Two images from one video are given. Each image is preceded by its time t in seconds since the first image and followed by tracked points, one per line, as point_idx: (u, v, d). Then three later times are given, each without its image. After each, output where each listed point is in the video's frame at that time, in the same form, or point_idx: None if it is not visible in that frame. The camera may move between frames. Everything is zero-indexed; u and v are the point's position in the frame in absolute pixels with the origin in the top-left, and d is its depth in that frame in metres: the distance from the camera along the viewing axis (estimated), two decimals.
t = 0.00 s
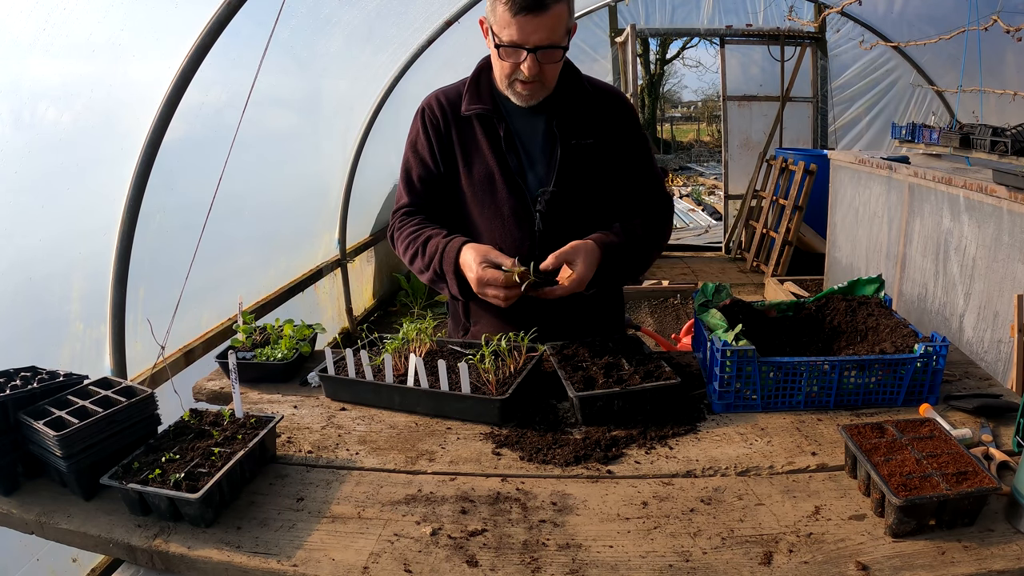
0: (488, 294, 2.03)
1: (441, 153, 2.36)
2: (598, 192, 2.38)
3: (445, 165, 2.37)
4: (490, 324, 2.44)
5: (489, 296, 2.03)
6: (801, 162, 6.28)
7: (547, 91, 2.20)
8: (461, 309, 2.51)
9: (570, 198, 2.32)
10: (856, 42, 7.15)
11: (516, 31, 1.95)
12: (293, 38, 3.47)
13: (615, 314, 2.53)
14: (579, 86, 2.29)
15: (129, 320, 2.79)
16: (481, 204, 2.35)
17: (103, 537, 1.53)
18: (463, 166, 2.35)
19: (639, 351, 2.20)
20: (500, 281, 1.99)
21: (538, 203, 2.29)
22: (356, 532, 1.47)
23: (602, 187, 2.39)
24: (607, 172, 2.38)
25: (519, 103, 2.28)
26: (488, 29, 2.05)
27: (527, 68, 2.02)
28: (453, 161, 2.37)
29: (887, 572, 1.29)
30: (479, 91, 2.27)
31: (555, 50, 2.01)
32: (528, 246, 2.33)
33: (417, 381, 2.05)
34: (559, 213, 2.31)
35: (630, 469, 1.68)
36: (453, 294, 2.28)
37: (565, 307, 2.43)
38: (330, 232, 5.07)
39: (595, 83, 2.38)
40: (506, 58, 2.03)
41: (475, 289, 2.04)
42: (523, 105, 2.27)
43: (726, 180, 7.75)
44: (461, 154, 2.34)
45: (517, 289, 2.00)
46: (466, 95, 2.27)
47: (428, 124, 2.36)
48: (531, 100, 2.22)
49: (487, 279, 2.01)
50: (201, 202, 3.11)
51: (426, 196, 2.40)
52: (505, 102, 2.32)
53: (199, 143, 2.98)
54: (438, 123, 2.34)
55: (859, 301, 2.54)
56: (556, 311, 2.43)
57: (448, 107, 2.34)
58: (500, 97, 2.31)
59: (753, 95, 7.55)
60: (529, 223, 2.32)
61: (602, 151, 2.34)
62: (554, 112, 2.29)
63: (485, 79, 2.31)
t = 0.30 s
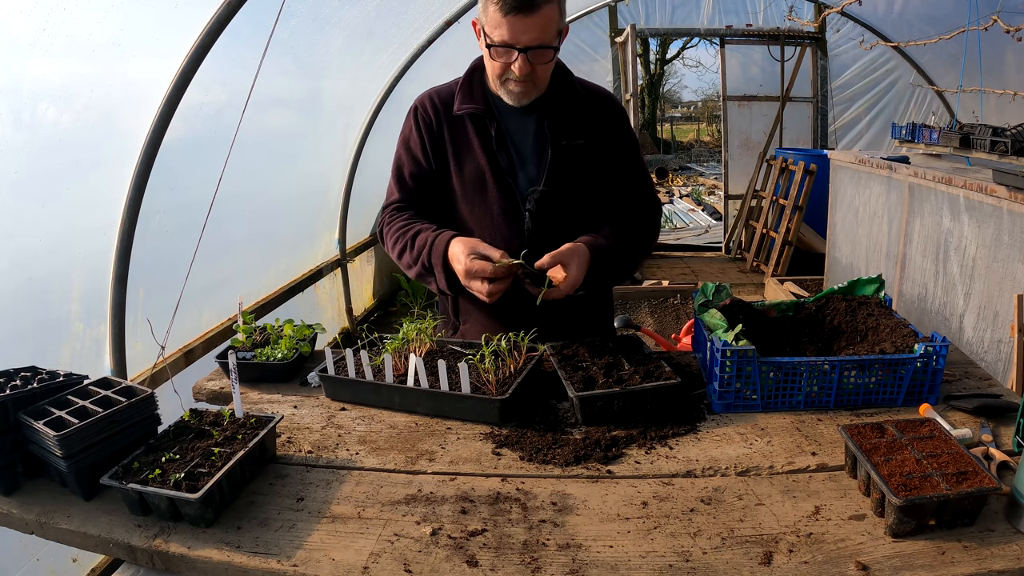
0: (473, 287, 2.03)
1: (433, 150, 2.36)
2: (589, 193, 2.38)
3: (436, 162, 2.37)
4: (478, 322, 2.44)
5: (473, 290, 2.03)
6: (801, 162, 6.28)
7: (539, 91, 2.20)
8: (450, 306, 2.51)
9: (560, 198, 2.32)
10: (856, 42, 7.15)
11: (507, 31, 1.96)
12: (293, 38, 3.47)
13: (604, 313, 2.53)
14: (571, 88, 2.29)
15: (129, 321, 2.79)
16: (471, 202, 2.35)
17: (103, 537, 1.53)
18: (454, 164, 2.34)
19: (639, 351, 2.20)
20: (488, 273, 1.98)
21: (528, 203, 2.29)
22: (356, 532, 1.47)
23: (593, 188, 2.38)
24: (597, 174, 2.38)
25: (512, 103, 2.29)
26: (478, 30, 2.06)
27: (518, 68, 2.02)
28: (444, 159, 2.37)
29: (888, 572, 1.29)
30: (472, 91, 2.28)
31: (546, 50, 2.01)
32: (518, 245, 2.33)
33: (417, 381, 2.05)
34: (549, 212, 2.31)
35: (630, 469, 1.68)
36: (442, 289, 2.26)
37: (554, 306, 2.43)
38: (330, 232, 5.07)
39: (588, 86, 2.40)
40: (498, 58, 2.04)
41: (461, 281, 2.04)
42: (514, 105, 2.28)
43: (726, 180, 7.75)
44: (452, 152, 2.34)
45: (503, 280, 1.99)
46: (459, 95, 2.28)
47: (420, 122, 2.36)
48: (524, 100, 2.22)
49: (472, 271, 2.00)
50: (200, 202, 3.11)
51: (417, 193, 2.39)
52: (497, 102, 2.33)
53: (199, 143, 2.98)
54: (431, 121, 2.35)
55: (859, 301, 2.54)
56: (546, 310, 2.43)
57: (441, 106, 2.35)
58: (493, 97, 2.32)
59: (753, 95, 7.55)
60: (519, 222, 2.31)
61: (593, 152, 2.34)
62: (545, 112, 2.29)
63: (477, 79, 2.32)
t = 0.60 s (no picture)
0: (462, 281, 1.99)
1: (426, 144, 2.32)
2: (581, 199, 2.43)
3: (429, 157, 2.33)
4: (468, 321, 2.44)
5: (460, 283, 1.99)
6: (802, 162, 6.28)
7: (541, 94, 2.22)
8: (438, 301, 2.50)
9: (555, 202, 2.36)
10: (856, 42, 7.15)
11: (519, 36, 1.95)
12: (292, 38, 3.46)
13: (591, 314, 2.56)
14: (570, 95, 2.35)
15: (129, 321, 2.79)
16: (464, 200, 2.34)
17: (103, 537, 1.53)
18: (448, 160, 2.32)
19: (639, 351, 2.20)
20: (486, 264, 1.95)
21: (523, 204, 2.32)
22: (356, 532, 1.47)
23: (587, 194, 2.44)
24: (591, 180, 2.44)
25: (513, 107, 2.31)
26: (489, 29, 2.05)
27: (525, 73, 2.03)
28: (438, 154, 2.34)
29: (888, 572, 1.29)
30: (471, 90, 2.28)
31: (555, 57, 2.02)
32: (510, 246, 2.34)
33: (417, 381, 2.05)
34: (544, 216, 2.34)
35: (630, 469, 1.68)
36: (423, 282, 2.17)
37: (543, 307, 2.46)
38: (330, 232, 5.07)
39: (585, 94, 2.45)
40: (506, 60, 2.04)
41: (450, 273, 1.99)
42: (517, 108, 2.30)
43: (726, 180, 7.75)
44: (448, 149, 2.31)
45: (496, 278, 1.96)
46: (458, 91, 2.27)
47: (416, 115, 2.32)
48: (525, 103, 2.25)
49: (469, 261, 1.95)
50: (201, 202, 3.11)
51: (406, 186, 2.33)
52: (496, 103, 2.34)
53: (199, 143, 2.98)
54: (427, 115, 2.31)
55: (859, 301, 2.54)
56: (534, 311, 2.45)
57: (438, 100, 2.32)
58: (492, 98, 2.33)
59: (753, 95, 7.55)
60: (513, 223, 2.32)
61: (588, 159, 2.40)
62: (543, 117, 2.33)
63: (477, 78, 2.32)
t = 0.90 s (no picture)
0: (482, 277, 1.90)
1: (432, 143, 2.29)
2: (585, 199, 2.48)
3: (436, 156, 2.30)
4: (474, 322, 2.44)
5: (479, 277, 1.91)
6: (801, 162, 6.29)
7: (553, 96, 2.24)
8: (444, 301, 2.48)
9: (562, 201, 2.39)
10: (856, 42, 7.15)
11: (542, 41, 1.95)
12: (292, 38, 3.46)
13: (592, 314, 2.57)
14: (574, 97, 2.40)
15: (129, 321, 2.79)
16: (473, 200, 2.33)
17: (103, 537, 1.53)
18: (456, 160, 2.31)
19: (639, 351, 2.20)
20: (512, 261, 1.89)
21: (533, 204, 2.33)
22: (356, 532, 1.47)
23: (589, 194, 2.49)
24: (593, 181, 2.50)
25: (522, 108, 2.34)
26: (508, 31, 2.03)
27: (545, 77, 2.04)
28: (445, 153, 2.31)
29: (888, 572, 1.29)
30: (479, 90, 2.28)
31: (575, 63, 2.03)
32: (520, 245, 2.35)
33: (417, 381, 2.05)
34: (551, 215, 2.37)
35: (630, 469, 1.68)
36: (435, 284, 2.08)
37: (550, 309, 2.46)
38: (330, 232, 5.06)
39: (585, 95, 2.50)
40: (526, 64, 2.03)
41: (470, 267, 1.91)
42: (527, 110, 2.32)
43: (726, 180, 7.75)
44: (456, 148, 2.30)
45: (519, 279, 1.90)
46: (465, 91, 2.27)
47: (422, 114, 2.29)
48: (538, 106, 2.26)
49: (495, 254, 1.89)
50: (201, 201, 3.11)
51: (413, 186, 2.28)
52: (501, 103, 2.35)
53: (199, 143, 2.98)
54: (433, 114, 2.29)
55: (859, 301, 2.54)
56: (538, 311, 2.45)
57: (444, 99, 2.30)
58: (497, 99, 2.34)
59: (753, 95, 7.55)
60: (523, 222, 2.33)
61: (592, 160, 2.45)
62: (550, 119, 2.37)
63: (483, 78, 2.32)
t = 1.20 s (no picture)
0: (519, 281, 1.92)
1: (460, 141, 2.27)
2: (606, 203, 2.51)
3: (463, 154, 2.29)
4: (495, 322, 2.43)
5: (516, 280, 1.92)
6: (801, 162, 6.29)
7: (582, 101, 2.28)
8: (464, 303, 2.46)
9: (586, 204, 2.41)
10: (856, 42, 7.15)
11: (582, 47, 1.98)
12: (292, 38, 3.46)
13: (603, 315, 2.57)
14: (602, 102, 2.43)
15: (129, 321, 2.79)
16: (499, 201, 2.33)
17: (103, 537, 1.53)
18: (484, 159, 2.29)
19: (639, 351, 2.20)
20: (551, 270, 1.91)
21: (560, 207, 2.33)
22: (356, 531, 1.47)
23: (610, 198, 2.52)
24: (615, 184, 2.52)
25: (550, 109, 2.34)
26: (546, 32, 2.05)
27: (579, 82, 2.08)
28: (472, 151, 2.30)
29: (888, 572, 1.29)
30: (508, 89, 2.26)
31: (609, 70, 2.07)
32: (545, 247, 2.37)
33: (417, 381, 2.05)
34: (576, 218, 2.38)
35: (630, 469, 1.68)
36: (462, 286, 2.08)
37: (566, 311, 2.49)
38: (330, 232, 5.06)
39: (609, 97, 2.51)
40: (561, 67, 2.06)
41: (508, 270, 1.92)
42: (555, 112, 2.34)
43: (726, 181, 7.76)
44: (483, 147, 2.28)
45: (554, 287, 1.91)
46: (494, 89, 2.25)
47: (449, 109, 2.26)
48: (567, 108, 2.30)
49: (535, 260, 1.91)
50: (201, 202, 3.11)
51: (439, 184, 2.28)
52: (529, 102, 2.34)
53: (199, 143, 2.98)
54: (461, 110, 2.26)
55: (859, 301, 2.54)
56: (551, 312, 2.46)
57: (471, 96, 2.28)
58: (524, 99, 2.34)
59: (754, 95, 7.56)
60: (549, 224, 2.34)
61: (614, 163, 2.48)
62: (577, 122, 2.38)
63: (511, 76, 2.30)
